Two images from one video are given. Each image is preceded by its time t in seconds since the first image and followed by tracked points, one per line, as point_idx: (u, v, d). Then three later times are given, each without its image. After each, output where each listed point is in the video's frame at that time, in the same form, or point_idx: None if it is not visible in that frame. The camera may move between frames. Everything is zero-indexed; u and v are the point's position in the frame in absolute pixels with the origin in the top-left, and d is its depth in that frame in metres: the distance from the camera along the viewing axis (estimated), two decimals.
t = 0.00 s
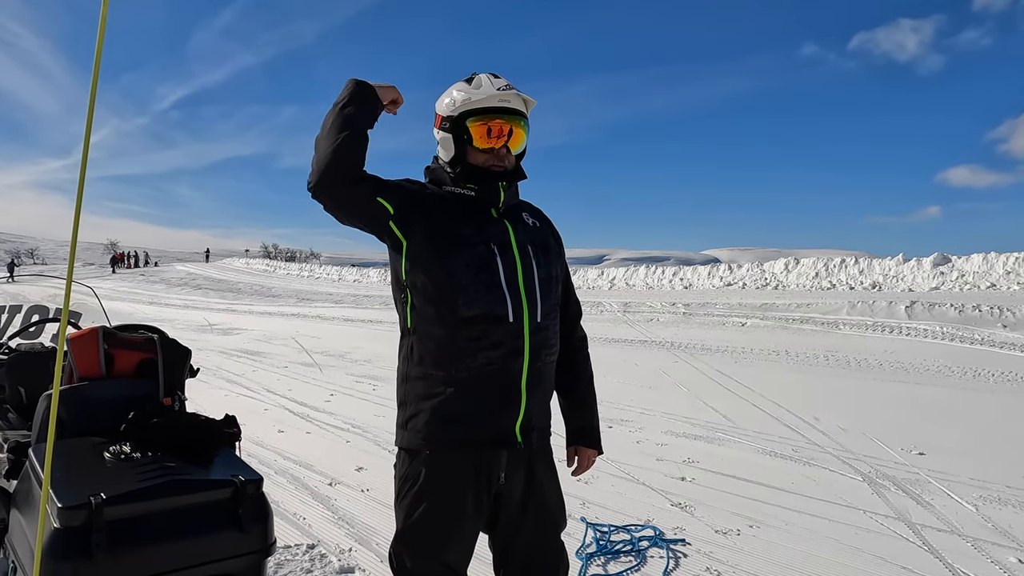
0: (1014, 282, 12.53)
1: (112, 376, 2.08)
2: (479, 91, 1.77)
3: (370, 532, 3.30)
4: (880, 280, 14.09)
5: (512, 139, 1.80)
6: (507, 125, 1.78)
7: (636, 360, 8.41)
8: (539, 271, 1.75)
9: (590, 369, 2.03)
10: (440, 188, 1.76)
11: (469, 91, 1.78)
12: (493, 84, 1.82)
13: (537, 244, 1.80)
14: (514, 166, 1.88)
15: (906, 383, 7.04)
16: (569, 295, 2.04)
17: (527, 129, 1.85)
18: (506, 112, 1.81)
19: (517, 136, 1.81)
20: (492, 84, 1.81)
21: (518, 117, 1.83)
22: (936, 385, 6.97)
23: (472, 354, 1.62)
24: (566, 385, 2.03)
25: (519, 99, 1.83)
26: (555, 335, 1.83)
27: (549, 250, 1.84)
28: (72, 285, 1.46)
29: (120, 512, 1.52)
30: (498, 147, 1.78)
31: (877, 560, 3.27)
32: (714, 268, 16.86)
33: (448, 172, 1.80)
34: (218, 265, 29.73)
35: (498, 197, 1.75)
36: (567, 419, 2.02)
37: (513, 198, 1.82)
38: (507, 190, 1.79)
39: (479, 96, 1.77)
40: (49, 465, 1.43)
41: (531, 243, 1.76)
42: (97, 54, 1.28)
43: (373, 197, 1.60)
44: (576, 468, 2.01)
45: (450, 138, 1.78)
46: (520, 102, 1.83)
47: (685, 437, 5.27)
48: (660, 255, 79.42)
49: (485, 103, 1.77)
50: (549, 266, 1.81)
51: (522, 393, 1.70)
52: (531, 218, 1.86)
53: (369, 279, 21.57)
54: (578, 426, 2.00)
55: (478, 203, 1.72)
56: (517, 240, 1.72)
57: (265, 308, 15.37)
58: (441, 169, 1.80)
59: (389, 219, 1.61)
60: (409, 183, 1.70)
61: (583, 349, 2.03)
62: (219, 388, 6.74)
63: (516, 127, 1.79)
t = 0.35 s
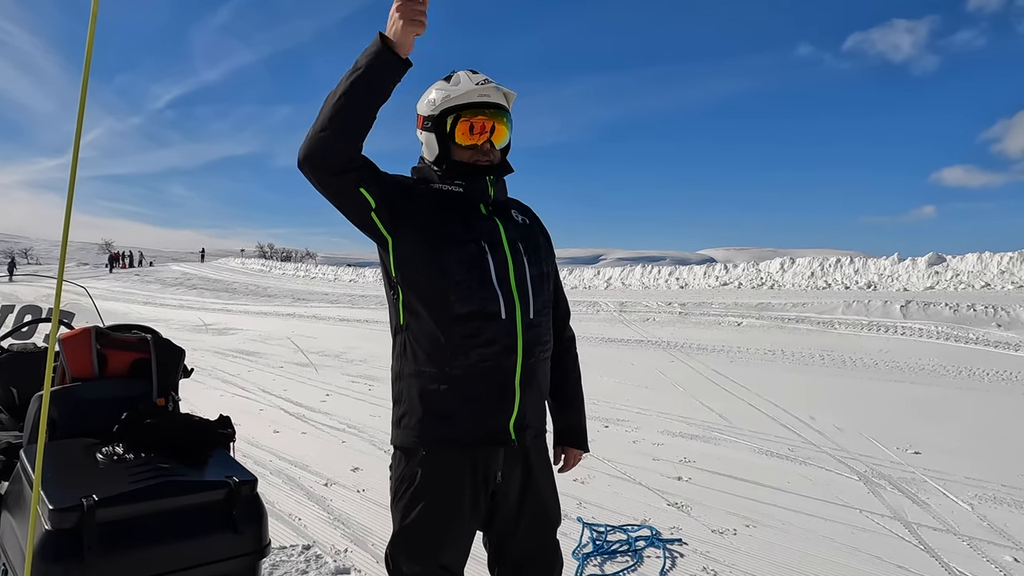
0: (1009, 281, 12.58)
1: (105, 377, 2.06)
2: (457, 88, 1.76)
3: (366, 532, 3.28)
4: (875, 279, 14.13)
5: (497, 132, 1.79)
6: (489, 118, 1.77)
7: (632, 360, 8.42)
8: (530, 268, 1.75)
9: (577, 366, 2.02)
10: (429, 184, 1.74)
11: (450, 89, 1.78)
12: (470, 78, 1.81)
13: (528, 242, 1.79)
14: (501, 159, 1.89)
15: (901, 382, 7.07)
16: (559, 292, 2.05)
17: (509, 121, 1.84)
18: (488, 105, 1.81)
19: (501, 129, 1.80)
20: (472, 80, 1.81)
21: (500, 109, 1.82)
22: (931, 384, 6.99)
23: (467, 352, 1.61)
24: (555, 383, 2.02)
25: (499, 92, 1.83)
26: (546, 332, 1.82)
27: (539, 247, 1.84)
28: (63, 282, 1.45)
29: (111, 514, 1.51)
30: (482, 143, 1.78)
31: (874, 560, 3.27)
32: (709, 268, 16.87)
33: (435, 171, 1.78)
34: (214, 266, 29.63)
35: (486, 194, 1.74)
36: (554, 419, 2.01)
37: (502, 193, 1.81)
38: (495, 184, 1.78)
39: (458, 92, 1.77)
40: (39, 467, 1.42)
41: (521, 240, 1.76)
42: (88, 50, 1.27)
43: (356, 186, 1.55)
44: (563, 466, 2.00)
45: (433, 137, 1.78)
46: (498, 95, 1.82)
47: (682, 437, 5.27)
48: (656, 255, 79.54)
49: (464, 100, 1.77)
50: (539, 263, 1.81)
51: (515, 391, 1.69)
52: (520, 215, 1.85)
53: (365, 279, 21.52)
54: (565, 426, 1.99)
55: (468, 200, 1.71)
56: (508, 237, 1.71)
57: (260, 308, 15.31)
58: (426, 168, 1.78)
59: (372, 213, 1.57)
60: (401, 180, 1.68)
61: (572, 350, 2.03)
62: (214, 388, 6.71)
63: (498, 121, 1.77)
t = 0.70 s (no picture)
0: (1004, 280, 12.62)
1: (99, 376, 2.04)
2: (476, 81, 1.75)
3: (363, 532, 3.27)
4: (871, 278, 14.15)
5: (508, 131, 1.79)
6: (503, 115, 1.77)
7: (629, 359, 8.42)
8: (530, 269, 1.74)
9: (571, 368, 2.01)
10: (431, 178, 1.71)
11: (467, 81, 1.76)
12: (488, 74, 1.80)
13: (528, 242, 1.78)
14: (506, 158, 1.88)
15: (898, 381, 7.08)
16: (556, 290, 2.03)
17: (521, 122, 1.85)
18: (504, 103, 1.80)
19: (513, 127, 1.80)
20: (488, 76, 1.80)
21: (514, 109, 1.82)
22: (927, 383, 7.01)
23: (468, 353, 1.60)
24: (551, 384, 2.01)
25: (515, 92, 1.83)
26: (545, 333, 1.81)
27: (539, 248, 1.82)
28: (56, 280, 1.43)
29: (106, 515, 1.49)
30: (492, 139, 1.77)
31: (872, 558, 3.27)
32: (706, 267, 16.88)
33: (440, 164, 1.75)
34: (210, 265, 29.56)
35: (490, 191, 1.73)
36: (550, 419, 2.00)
37: (505, 191, 1.80)
38: (499, 183, 1.78)
39: (476, 86, 1.76)
40: (32, 467, 1.40)
41: (523, 240, 1.75)
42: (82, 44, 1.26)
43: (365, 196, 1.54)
44: (556, 467, 1.98)
45: (445, 128, 1.76)
46: (515, 94, 1.82)
47: (679, 435, 5.27)
48: (653, 254, 79.62)
49: (482, 93, 1.76)
50: (539, 264, 1.80)
51: (516, 392, 1.68)
52: (520, 215, 1.84)
53: (362, 278, 21.48)
54: (559, 427, 1.98)
55: (470, 198, 1.70)
56: (509, 237, 1.70)
57: (257, 308, 15.27)
58: (433, 160, 1.76)
59: (383, 218, 1.58)
60: (403, 179, 1.66)
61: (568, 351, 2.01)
62: (210, 388, 6.68)
63: (512, 118, 1.77)
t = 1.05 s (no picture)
0: (999, 282, 12.67)
1: (94, 377, 2.02)
2: (448, 85, 1.73)
3: (359, 535, 3.25)
4: (867, 280, 14.19)
5: (486, 134, 1.75)
6: (478, 118, 1.74)
7: (626, 360, 8.41)
8: (521, 267, 1.71)
9: (580, 364, 2.01)
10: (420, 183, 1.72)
11: (443, 85, 1.75)
12: (464, 76, 1.77)
13: (520, 239, 1.75)
14: (493, 159, 1.85)
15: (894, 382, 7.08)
16: (559, 289, 2.01)
17: (502, 121, 1.80)
18: (481, 105, 1.76)
19: (492, 130, 1.76)
20: (467, 77, 1.77)
21: (493, 109, 1.78)
22: (923, 384, 7.02)
23: (452, 351, 1.59)
24: (555, 384, 2.00)
25: (494, 91, 1.78)
26: (537, 332, 1.79)
27: (534, 245, 1.79)
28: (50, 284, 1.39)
29: (100, 517, 1.47)
30: (469, 143, 1.75)
31: (870, 560, 3.26)
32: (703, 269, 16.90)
33: (427, 169, 1.77)
34: (206, 267, 29.50)
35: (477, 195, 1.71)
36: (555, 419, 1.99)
37: (494, 192, 1.77)
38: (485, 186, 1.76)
39: (450, 89, 1.74)
40: (24, 470, 1.38)
41: (515, 239, 1.72)
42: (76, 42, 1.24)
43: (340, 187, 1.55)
44: (564, 466, 1.97)
45: (424, 134, 1.78)
46: (493, 94, 1.77)
47: (676, 437, 5.26)
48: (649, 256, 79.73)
49: (455, 97, 1.74)
50: (532, 262, 1.76)
51: (501, 393, 1.65)
52: (516, 211, 1.81)
53: (358, 280, 21.44)
54: (563, 429, 1.97)
55: (459, 199, 1.70)
56: (498, 235, 1.68)
57: (253, 310, 15.22)
58: (419, 164, 1.78)
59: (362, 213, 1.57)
60: (391, 178, 1.67)
61: (573, 348, 2.01)
62: (206, 390, 6.65)
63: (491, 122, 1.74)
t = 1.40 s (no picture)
0: (994, 283, 12.72)
1: (86, 380, 2.00)
2: (435, 82, 1.72)
3: (355, 538, 3.23)
4: (862, 281, 14.24)
5: (476, 130, 1.73)
6: (469, 115, 1.72)
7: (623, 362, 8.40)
8: (510, 269, 1.66)
9: (587, 366, 1.99)
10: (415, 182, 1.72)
11: (430, 84, 1.75)
12: (451, 73, 1.76)
13: (513, 240, 1.70)
14: (486, 155, 1.84)
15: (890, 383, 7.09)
16: (566, 293, 1.99)
17: (493, 117, 1.78)
18: (469, 101, 1.75)
19: (482, 125, 1.74)
20: (453, 73, 1.76)
21: (483, 105, 1.76)
22: (919, 385, 7.04)
23: (437, 353, 1.58)
24: (562, 385, 1.98)
25: (483, 86, 1.75)
26: (528, 335, 1.73)
27: (528, 246, 1.73)
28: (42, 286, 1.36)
29: (92, 522, 1.45)
30: (459, 140, 1.75)
31: (868, 562, 3.25)
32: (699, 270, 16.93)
33: (422, 168, 1.77)
34: (200, 268, 29.36)
35: (471, 192, 1.69)
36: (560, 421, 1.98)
37: (488, 190, 1.74)
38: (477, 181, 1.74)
39: (437, 87, 1.73)
40: (17, 473, 1.36)
41: (506, 240, 1.67)
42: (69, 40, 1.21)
43: (317, 198, 1.53)
44: (569, 474, 1.96)
45: (416, 133, 1.78)
46: (481, 89, 1.75)
47: (673, 438, 5.26)
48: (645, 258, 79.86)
49: (443, 95, 1.73)
50: (524, 263, 1.71)
51: (484, 396, 1.61)
52: (514, 211, 1.77)
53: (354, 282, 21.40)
54: (570, 432, 1.95)
55: (450, 200, 1.68)
56: (487, 237, 1.64)
57: (248, 312, 15.17)
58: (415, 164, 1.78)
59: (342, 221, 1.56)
60: (386, 180, 1.68)
61: (580, 350, 1.99)
62: (201, 392, 6.61)
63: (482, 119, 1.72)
